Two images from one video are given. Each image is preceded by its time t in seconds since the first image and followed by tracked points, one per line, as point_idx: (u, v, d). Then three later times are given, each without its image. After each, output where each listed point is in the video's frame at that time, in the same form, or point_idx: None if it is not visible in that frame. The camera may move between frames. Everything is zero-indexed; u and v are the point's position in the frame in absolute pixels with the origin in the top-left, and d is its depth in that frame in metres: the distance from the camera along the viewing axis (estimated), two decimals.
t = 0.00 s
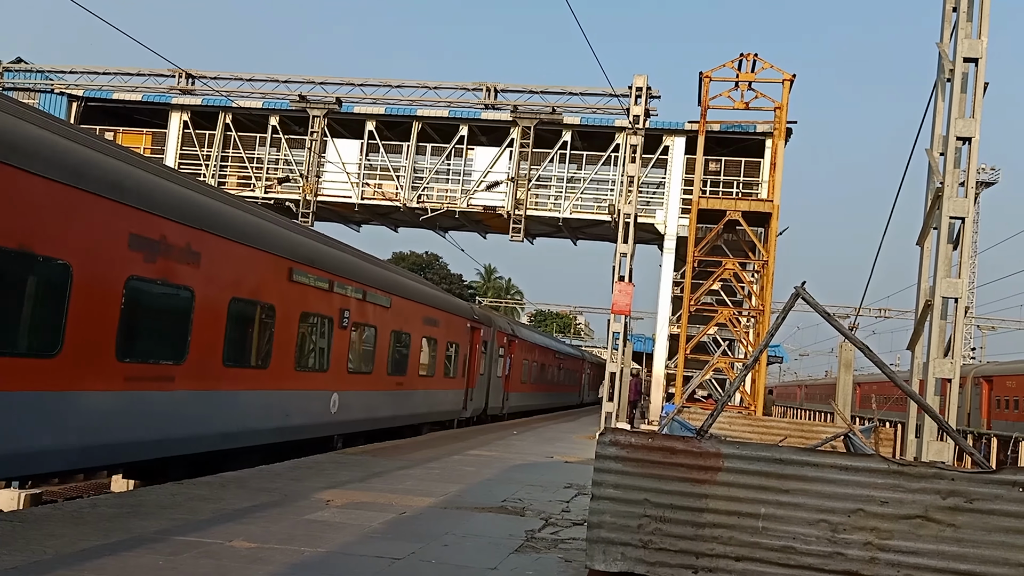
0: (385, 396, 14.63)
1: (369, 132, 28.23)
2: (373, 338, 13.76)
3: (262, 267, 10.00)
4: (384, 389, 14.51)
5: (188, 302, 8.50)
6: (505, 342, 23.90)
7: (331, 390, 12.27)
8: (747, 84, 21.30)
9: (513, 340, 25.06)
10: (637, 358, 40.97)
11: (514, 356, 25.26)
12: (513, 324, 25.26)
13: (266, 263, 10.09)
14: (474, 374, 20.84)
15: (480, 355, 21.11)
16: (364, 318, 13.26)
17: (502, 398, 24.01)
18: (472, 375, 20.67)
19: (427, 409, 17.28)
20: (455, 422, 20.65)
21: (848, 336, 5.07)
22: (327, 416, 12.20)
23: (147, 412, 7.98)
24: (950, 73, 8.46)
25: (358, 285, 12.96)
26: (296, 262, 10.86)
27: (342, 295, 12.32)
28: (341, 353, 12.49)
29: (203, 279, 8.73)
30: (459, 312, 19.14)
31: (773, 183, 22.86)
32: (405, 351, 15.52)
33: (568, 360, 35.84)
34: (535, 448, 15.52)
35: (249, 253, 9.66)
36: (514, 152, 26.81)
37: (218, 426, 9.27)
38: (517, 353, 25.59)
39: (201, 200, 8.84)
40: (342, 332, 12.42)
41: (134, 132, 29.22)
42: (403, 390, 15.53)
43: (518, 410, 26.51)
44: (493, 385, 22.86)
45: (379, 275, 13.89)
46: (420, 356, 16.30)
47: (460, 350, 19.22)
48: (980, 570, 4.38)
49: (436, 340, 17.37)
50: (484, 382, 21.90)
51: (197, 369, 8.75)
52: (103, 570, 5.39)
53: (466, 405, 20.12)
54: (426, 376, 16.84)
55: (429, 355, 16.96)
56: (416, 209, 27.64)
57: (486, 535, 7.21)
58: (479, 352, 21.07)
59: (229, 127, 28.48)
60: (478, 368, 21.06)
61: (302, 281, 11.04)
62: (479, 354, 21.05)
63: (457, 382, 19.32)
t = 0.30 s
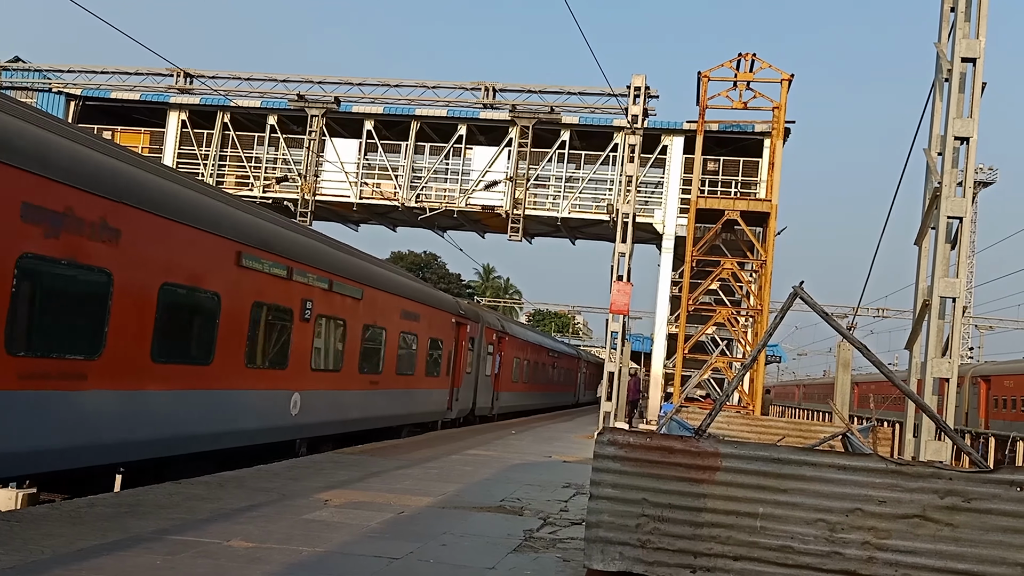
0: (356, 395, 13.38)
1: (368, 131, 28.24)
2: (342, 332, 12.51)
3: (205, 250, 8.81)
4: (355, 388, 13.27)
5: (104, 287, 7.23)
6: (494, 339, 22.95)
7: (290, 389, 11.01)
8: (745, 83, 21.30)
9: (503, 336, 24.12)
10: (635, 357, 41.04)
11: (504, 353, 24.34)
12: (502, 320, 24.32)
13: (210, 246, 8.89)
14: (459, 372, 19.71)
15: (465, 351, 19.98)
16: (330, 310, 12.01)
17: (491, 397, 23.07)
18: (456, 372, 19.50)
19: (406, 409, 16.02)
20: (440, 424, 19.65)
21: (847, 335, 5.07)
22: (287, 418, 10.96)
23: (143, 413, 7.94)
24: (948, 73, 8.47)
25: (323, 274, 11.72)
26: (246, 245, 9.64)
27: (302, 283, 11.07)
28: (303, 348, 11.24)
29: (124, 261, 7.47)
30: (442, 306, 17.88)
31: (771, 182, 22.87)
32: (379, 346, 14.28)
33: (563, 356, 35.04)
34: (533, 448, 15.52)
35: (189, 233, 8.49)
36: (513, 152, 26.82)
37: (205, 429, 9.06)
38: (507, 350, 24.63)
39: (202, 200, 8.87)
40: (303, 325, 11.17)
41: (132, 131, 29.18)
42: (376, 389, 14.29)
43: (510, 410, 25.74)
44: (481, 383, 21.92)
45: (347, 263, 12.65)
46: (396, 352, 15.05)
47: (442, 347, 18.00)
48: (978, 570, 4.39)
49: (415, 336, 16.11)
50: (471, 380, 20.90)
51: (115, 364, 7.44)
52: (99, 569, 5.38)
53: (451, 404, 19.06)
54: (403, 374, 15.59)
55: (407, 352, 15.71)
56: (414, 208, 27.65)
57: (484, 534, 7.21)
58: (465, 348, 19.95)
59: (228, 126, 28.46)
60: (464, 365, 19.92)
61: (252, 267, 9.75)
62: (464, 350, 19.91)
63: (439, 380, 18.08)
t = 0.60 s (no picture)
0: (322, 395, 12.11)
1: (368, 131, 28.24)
2: (304, 324, 11.29)
3: (137, 230, 7.67)
4: (321, 387, 12.00)
5: None
6: (483, 336, 21.78)
7: (240, 388, 9.76)
8: (745, 83, 21.31)
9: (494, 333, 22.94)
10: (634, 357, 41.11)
11: (495, 351, 23.17)
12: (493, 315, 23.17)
13: (144, 226, 7.76)
14: (443, 370, 18.44)
15: (451, 347, 18.72)
16: (290, 301, 10.80)
17: (480, 397, 21.86)
18: (439, 371, 18.21)
19: (382, 410, 14.73)
20: (424, 425, 18.41)
21: (847, 335, 5.07)
22: (238, 421, 9.74)
23: (139, 411, 7.89)
24: (948, 73, 8.47)
25: (282, 260, 10.53)
26: (189, 225, 8.47)
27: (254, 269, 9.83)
28: (257, 342, 10.02)
29: (25, 236, 6.30)
30: (424, 299, 16.63)
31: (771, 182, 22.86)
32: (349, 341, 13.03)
33: (558, 356, 34.02)
34: (533, 448, 15.51)
35: (118, 209, 7.40)
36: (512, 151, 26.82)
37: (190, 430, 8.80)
38: (498, 347, 23.45)
39: (203, 201, 8.89)
40: (257, 317, 9.95)
41: (131, 131, 29.16)
42: (347, 388, 13.04)
43: (501, 409, 24.66)
44: (469, 382, 20.73)
45: (9, 127, 6.30)
46: (370, 348, 13.81)
47: (425, 342, 16.73)
48: (977, 570, 4.39)
49: (392, 331, 14.85)
50: (457, 378, 19.65)
51: (12, 360, 6.26)
52: (98, 568, 5.38)
53: (435, 405, 17.86)
54: (378, 370, 14.31)
55: (383, 347, 14.44)
56: (414, 208, 27.66)
57: (484, 534, 7.21)
58: (450, 343, 18.67)
59: (228, 126, 28.45)
60: (450, 363, 18.66)
61: (191, 248, 8.51)
62: (449, 345, 18.63)
63: (421, 378, 16.79)
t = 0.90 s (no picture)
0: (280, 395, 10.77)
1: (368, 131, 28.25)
2: (260, 316, 10.04)
3: (39, 198, 6.48)
4: (278, 386, 10.66)
5: None
6: (472, 333, 20.47)
7: (180, 387, 8.49)
8: (746, 84, 21.31)
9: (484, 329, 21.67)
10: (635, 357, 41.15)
11: (486, 349, 21.90)
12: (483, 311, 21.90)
13: (47, 193, 6.55)
14: (426, 370, 17.12)
15: (436, 346, 17.43)
16: (243, 290, 9.57)
17: (468, 397, 20.55)
18: (422, 371, 16.90)
19: (355, 413, 13.46)
20: (406, 427, 17.09)
21: (847, 335, 5.07)
22: (180, 425, 8.55)
23: (139, 411, 7.87)
24: (949, 73, 8.46)
25: (233, 244, 9.33)
26: (106, 197, 7.25)
27: (196, 252, 8.59)
28: (196, 335, 8.69)
29: None
30: (405, 293, 15.36)
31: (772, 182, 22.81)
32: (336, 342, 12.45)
33: (553, 354, 32.84)
34: (533, 448, 15.51)
35: (15, 175, 6.25)
36: (513, 152, 26.82)
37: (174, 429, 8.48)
38: (489, 346, 22.18)
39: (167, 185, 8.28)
40: (198, 307, 8.67)
41: (132, 131, 29.17)
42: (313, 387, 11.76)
43: (493, 410, 23.51)
44: (456, 382, 19.41)
45: None
46: (340, 344, 12.55)
47: (405, 339, 15.42)
48: (977, 571, 4.39)
49: (366, 326, 13.59)
50: (443, 378, 18.32)
51: None
52: (98, 568, 5.38)
53: (418, 407, 16.59)
54: (349, 368, 13.03)
55: (356, 344, 13.18)
56: (414, 208, 27.67)
57: (483, 534, 7.21)
58: (434, 341, 17.37)
59: (228, 126, 28.47)
60: (434, 363, 17.37)
61: (106, 223, 7.22)
62: (433, 343, 17.33)
63: (401, 379, 15.47)
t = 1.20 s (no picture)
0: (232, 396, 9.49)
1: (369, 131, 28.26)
2: (201, 304, 8.69)
3: None
4: (226, 387, 9.33)
5: None
6: (460, 329, 19.39)
7: (100, 387, 7.19)
8: (747, 84, 21.29)
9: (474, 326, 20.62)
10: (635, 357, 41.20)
11: (476, 346, 20.87)
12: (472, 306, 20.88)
13: None
14: (407, 368, 15.89)
15: (418, 343, 16.19)
16: (181, 275, 8.27)
17: (456, 398, 19.47)
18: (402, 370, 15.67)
19: (324, 416, 12.20)
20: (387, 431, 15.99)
21: (847, 336, 5.07)
22: (161, 428, 8.20)
23: (146, 412, 7.91)
24: (949, 75, 8.47)
25: (166, 222, 8.05)
26: None
27: (114, 228, 7.27)
28: (119, 326, 7.37)
29: None
30: (381, 285, 14.11)
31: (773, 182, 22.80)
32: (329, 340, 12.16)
33: (549, 354, 31.88)
34: (533, 448, 15.51)
35: None
36: (513, 152, 26.80)
37: (173, 430, 8.42)
38: (479, 343, 21.15)
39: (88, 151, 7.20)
40: (121, 292, 7.36)
41: (133, 130, 29.19)
42: (272, 388, 10.48)
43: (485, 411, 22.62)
44: (443, 382, 18.34)
45: None
46: (304, 339, 11.27)
47: (382, 335, 14.20)
48: (977, 572, 4.38)
49: (335, 320, 12.33)
50: (428, 378, 17.17)
51: None
52: (98, 568, 5.37)
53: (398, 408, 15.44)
54: (315, 366, 11.74)
55: (324, 340, 11.90)
56: (415, 208, 27.67)
57: (484, 534, 7.21)
58: (416, 337, 16.14)
59: (229, 126, 28.50)
60: (416, 361, 16.15)
61: None
62: (414, 339, 16.11)
63: (376, 377, 14.24)
